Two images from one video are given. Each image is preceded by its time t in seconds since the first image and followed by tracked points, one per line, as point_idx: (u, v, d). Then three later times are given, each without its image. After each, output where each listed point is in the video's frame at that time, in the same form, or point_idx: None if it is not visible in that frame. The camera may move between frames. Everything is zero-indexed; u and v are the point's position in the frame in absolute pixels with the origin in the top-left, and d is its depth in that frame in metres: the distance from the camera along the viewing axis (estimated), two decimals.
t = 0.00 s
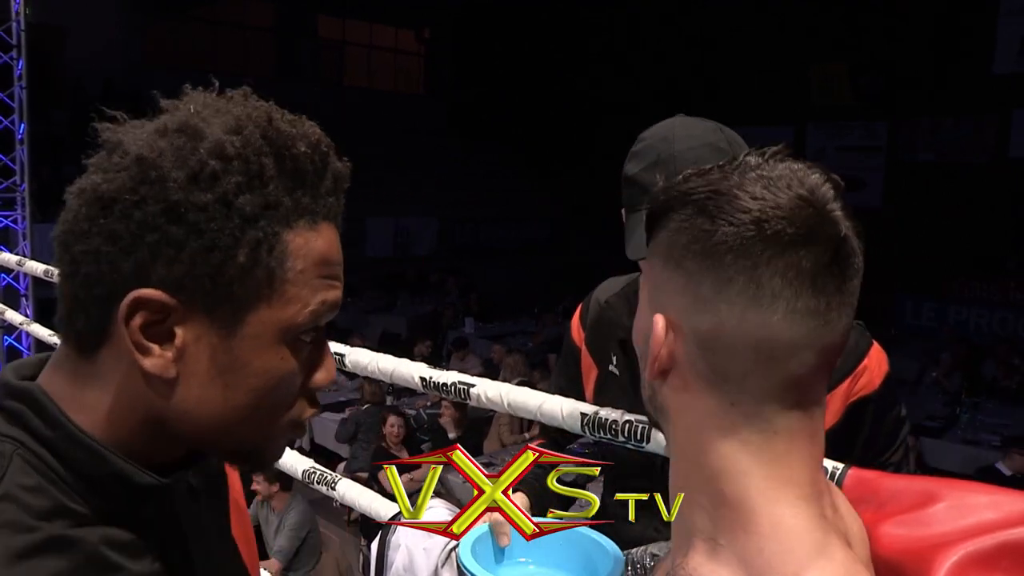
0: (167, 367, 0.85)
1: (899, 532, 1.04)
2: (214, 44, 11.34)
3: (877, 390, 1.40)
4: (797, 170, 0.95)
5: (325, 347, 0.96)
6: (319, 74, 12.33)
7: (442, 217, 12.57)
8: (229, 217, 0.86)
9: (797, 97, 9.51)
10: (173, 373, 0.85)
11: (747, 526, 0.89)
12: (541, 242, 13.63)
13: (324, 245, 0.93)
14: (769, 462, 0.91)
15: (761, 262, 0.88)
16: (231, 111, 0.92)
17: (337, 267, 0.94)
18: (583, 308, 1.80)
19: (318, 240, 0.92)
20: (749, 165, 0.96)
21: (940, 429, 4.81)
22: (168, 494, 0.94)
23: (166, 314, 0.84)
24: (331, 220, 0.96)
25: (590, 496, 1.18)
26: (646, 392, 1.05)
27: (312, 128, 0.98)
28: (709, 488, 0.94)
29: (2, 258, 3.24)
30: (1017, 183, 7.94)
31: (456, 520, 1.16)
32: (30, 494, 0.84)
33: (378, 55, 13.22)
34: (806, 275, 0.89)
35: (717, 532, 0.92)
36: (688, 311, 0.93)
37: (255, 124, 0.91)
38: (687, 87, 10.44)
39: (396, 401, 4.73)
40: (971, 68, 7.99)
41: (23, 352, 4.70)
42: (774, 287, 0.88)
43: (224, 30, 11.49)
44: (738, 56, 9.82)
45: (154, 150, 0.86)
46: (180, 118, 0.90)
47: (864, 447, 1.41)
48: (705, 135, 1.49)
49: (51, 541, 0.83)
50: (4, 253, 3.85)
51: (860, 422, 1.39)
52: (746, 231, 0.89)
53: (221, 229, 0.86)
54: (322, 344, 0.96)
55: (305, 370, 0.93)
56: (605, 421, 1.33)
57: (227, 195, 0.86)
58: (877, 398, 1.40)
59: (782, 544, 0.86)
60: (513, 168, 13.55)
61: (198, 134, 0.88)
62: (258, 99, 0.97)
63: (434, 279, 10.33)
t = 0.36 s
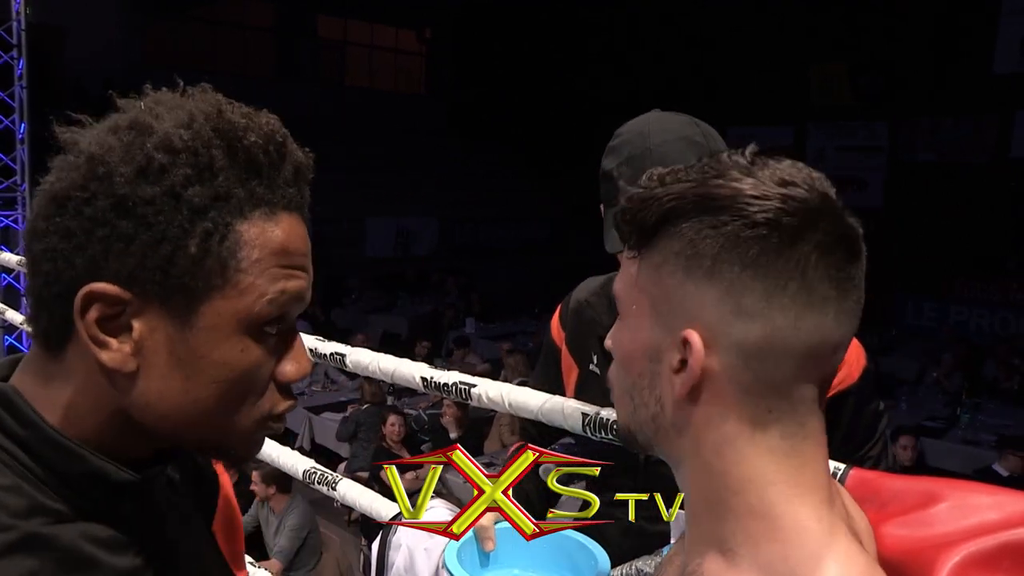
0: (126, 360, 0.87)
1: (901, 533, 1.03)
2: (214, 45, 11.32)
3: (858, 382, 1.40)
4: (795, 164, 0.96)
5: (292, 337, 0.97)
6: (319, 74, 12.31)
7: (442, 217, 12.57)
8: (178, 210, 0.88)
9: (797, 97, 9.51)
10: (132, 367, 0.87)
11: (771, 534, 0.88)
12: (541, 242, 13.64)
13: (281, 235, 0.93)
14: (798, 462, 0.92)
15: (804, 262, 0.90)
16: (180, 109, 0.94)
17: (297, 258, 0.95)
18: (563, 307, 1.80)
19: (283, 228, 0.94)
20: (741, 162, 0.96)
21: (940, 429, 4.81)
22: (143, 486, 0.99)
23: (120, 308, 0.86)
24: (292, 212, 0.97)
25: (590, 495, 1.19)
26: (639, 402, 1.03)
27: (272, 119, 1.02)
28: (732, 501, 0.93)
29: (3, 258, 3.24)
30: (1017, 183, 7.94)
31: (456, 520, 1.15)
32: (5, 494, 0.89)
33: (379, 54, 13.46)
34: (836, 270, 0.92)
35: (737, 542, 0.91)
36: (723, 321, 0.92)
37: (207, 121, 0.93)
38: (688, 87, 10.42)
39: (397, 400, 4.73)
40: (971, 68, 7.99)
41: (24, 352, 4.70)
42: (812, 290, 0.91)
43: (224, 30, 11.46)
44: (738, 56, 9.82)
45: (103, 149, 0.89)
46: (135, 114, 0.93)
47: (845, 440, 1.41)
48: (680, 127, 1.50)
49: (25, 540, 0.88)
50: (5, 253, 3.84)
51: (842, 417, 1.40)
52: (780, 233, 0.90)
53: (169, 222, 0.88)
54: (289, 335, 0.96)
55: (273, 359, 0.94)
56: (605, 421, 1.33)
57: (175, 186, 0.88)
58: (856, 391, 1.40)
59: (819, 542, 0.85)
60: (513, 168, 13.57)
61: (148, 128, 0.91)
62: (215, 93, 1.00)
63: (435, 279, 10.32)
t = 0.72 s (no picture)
0: (140, 327, 0.96)
1: (904, 534, 1.02)
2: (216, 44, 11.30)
3: (844, 374, 1.40)
4: (754, 164, 1.00)
5: (309, 350, 1.02)
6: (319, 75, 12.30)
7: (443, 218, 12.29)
8: (202, 203, 0.95)
9: (798, 97, 9.51)
10: (143, 335, 0.96)
11: (775, 537, 0.89)
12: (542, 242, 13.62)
13: (298, 251, 0.97)
14: (798, 458, 0.95)
15: (783, 252, 0.94)
16: (242, 128, 1.01)
17: (319, 277, 0.98)
18: (549, 306, 1.77)
19: (308, 246, 0.98)
20: (696, 164, 0.99)
21: (942, 429, 4.79)
22: (184, 443, 1.07)
23: (145, 278, 0.96)
24: (325, 232, 1.00)
25: (590, 495, 1.18)
26: (631, 425, 1.02)
27: (286, 118, 1.07)
28: (734, 505, 0.94)
29: (5, 257, 3.25)
30: (1017, 182, 7.93)
31: (457, 519, 1.15)
32: (54, 449, 0.99)
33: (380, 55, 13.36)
34: (807, 253, 0.95)
35: (743, 550, 0.92)
36: (717, 322, 0.93)
37: (256, 138, 1.00)
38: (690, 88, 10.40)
39: (398, 400, 4.74)
40: (971, 68, 8.00)
41: (26, 351, 4.70)
42: (789, 274, 0.93)
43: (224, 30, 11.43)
44: (740, 57, 9.82)
45: (165, 155, 0.98)
46: (205, 124, 1.02)
47: (834, 431, 1.40)
48: (667, 121, 1.49)
49: (66, 487, 0.98)
50: (7, 252, 3.86)
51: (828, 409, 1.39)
52: (753, 227, 0.93)
53: (194, 212, 0.94)
54: (306, 347, 1.01)
55: (277, 363, 0.98)
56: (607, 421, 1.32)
57: (207, 182, 0.95)
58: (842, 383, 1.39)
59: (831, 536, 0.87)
60: (513, 168, 13.64)
61: (207, 134, 1.00)
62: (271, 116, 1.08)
63: (436, 279, 10.31)
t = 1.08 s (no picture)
0: (162, 320, 1.04)
1: (905, 534, 1.02)
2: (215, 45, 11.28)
3: (837, 375, 1.40)
4: (745, 154, 0.99)
5: (317, 336, 1.09)
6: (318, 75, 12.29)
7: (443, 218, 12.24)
8: (214, 208, 1.03)
9: (799, 97, 9.50)
10: (165, 326, 1.04)
11: (764, 543, 0.89)
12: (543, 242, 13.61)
13: (304, 248, 1.04)
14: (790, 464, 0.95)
15: (784, 248, 0.93)
16: (249, 134, 1.10)
17: (324, 267, 1.05)
18: (543, 303, 1.77)
19: (317, 242, 1.05)
20: (691, 154, 0.96)
21: (942, 429, 4.79)
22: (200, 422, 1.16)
23: (165, 275, 1.04)
24: (328, 229, 1.08)
25: (591, 493, 1.15)
26: (617, 423, 1.00)
27: (292, 123, 1.16)
28: (723, 511, 0.94)
29: (5, 257, 3.25)
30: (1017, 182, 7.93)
31: (457, 519, 1.13)
32: (83, 428, 1.06)
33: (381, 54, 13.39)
34: (806, 250, 0.95)
35: (728, 556, 0.93)
36: (717, 322, 0.92)
37: (260, 147, 1.07)
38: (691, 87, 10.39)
39: (399, 400, 4.74)
40: (972, 68, 8.00)
41: (26, 350, 4.70)
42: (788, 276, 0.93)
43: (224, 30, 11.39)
44: (741, 56, 9.81)
45: (179, 164, 1.07)
46: (217, 132, 1.11)
47: (829, 431, 1.40)
48: (669, 112, 1.49)
49: (94, 463, 1.04)
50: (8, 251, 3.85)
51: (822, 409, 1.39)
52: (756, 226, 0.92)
53: (206, 216, 1.03)
54: (315, 334, 1.09)
55: (286, 352, 1.05)
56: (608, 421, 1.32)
57: (217, 188, 1.04)
58: (837, 384, 1.39)
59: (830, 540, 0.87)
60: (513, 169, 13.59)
61: (217, 143, 1.08)
62: (294, 128, 1.15)
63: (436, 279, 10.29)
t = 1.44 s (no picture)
0: (159, 319, 1.01)
1: (903, 533, 1.00)
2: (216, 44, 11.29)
3: (836, 377, 1.39)
4: (757, 161, 0.87)
5: (312, 330, 1.04)
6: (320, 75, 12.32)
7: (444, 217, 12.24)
8: (203, 209, 1.00)
9: (798, 96, 9.51)
10: (163, 326, 1.01)
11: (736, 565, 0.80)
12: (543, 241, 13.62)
13: (294, 245, 1.00)
14: (758, 488, 0.83)
15: (751, 267, 0.81)
16: (236, 133, 1.05)
17: (314, 265, 1.01)
18: (542, 306, 1.77)
19: (307, 241, 1.01)
20: (695, 156, 0.88)
21: (942, 428, 4.80)
22: (206, 416, 1.12)
23: (159, 276, 1.00)
24: (317, 225, 1.04)
25: (590, 494, 1.10)
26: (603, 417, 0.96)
27: (278, 115, 1.13)
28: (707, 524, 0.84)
29: (4, 257, 3.24)
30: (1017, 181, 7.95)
31: (457, 519, 1.12)
32: (86, 416, 1.03)
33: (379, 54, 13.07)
34: (791, 273, 0.82)
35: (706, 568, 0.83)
36: (658, 331, 0.85)
37: (245, 147, 1.03)
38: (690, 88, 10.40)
39: (399, 400, 4.75)
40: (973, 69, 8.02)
41: (25, 350, 4.70)
42: (756, 298, 0.81)
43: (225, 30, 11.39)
44: (741, 57, 9.83)
45: (167, 166, 1.03)
46: (202, 132, 1.07)
47: (828, 431, 1.40)
48: (671, 113, 1.48)
49: (95, 449, 1.01)
50: (7, 252, 3.86)
51: (820, 412, 1.38)
52: (714, 241, 0.81)
53: (196, 218, 0.99)
54: (309, 328, 1.04)
55: (281, 347, 1.01)
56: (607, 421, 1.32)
57: (204, 191, 1.00)
58: (836, 386, 1.39)
59: None
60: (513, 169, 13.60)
61: (203, 144, 1.04)
62: (280, 119, 1.12)
63: (437, 279, 10.30)
